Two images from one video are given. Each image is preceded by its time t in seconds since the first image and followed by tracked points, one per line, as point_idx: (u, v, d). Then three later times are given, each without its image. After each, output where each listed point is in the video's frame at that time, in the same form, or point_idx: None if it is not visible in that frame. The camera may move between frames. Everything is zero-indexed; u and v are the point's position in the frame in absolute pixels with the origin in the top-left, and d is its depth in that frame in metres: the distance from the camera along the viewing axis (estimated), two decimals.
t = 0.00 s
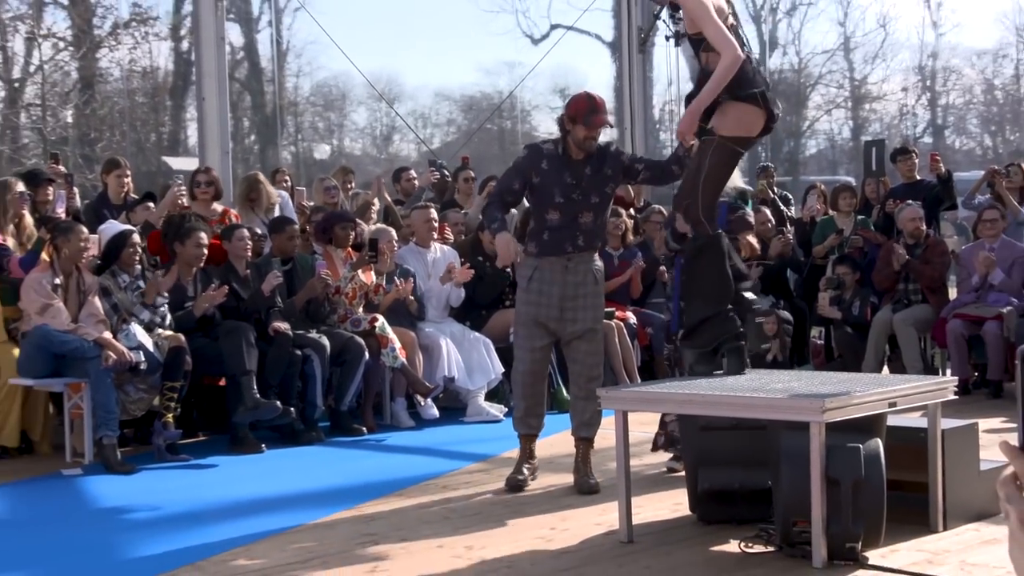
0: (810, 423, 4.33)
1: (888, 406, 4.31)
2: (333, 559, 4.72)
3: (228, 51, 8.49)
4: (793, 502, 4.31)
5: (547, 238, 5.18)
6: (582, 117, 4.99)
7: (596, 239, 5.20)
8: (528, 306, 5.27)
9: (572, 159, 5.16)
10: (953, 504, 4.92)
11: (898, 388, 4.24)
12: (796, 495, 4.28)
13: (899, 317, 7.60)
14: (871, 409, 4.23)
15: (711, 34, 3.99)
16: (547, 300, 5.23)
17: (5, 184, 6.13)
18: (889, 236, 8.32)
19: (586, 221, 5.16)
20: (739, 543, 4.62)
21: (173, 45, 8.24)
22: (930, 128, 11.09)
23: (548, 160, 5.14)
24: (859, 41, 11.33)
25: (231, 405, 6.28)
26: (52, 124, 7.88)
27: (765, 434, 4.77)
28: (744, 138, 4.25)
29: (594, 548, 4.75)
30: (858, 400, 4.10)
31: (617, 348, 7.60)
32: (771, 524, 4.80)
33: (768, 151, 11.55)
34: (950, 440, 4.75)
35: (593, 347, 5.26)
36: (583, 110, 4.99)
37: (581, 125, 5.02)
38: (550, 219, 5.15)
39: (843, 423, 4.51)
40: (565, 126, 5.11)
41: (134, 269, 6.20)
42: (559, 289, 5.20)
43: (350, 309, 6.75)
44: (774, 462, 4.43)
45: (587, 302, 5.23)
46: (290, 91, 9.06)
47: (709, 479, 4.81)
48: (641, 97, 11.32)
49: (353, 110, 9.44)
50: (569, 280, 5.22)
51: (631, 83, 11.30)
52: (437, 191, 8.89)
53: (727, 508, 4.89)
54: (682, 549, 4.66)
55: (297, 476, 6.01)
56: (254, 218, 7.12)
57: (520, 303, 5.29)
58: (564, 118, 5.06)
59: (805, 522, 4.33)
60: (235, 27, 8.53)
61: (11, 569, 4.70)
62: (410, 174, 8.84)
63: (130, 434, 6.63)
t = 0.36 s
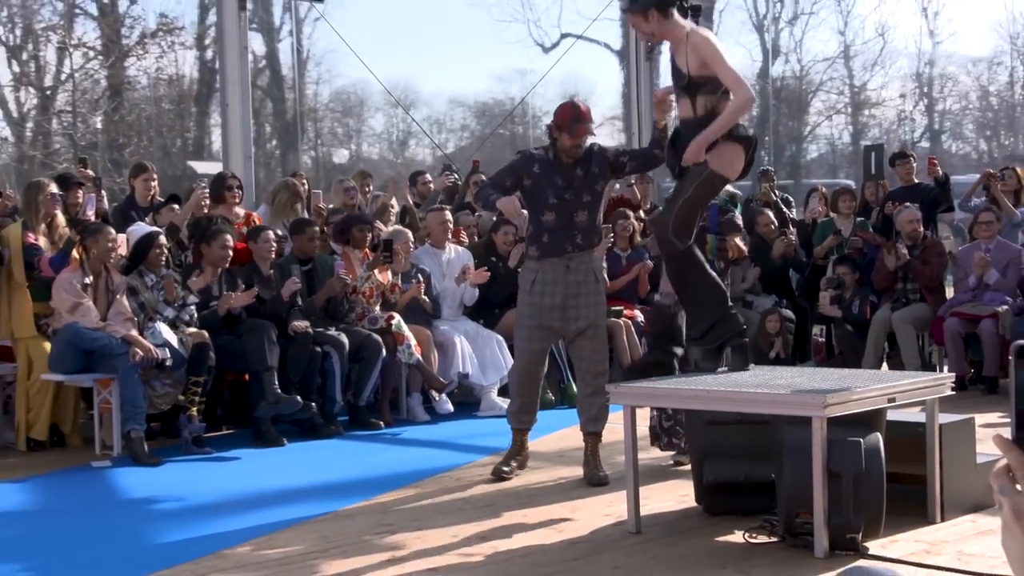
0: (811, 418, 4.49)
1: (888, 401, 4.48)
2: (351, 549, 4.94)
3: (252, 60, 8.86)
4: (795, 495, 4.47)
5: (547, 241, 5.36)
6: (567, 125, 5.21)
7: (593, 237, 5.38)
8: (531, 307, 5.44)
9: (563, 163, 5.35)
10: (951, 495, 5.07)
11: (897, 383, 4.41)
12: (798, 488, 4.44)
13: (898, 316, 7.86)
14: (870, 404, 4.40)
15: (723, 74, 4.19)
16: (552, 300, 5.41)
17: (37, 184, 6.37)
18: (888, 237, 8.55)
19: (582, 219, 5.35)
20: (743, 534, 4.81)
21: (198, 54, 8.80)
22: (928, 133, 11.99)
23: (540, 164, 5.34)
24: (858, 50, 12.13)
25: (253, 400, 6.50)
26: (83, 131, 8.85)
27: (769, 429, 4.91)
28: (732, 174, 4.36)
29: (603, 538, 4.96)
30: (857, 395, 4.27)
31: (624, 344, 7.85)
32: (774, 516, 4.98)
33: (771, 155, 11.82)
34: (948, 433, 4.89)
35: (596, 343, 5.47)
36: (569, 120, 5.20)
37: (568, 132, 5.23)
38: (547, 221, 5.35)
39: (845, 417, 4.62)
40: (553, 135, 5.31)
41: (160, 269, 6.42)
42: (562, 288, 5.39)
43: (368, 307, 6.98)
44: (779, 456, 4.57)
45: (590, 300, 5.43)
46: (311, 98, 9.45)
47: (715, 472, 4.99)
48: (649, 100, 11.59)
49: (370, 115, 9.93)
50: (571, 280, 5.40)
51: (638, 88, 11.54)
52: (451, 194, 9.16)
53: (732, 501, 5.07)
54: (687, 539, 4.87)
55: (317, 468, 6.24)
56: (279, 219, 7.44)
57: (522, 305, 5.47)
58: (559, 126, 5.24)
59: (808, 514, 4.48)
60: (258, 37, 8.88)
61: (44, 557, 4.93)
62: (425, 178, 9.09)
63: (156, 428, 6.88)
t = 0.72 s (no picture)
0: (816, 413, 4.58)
1: (891, 398, 4.57)
2: (369, 541, 5.12)
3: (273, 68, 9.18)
4: (801, 489, 4.53)
5: (510, 244, 5.58)
6: (530, 141, 5.46)
7: (553, 242, 5.55)
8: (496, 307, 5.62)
9: (525, 172, 5.58)
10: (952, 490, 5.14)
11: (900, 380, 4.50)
12: (805, 483, 4.50)
13: (901, 315, 8.06)
14: (876, 400, 4.49)
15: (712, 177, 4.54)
16: (516, 303, 5.57)
17: (67, 182, 6.57)
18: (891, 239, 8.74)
19: (541, 225, 5.52)
20: (751, 527, 4.93)
21: (221, 61, 9.23)
22: (929, 137, 12.23)
23: (504, 172, 5.61)
24: (862, 56, 12.54)
25: (275, 396, 6.70)
26: (110, 136, 9.30)
27: (776, 425, 5.01)
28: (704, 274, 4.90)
29: (613, 530, 5.12)
30: (861, 392, 4.37)
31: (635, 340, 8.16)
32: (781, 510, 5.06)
33: (776, 159, 12.49)
34: (949, 429, 4.97)
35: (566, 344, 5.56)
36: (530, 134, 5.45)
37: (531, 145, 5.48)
38: (509, 224, 5.56)
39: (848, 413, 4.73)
40: (516, 149, 5.56)
41: (185, 269, 6.62)
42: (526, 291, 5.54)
43: (385, 307, 7.20)
44: (786, 452, 4.65)
45: (554, 303, 5.53)
46: (330, 103, 9.78)
47: (722, 466, 5.08)
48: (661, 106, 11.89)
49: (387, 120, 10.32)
50: (535, 284, 5.55)
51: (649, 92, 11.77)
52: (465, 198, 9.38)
53: (738, 494, 5.17)
54: (696, 530, 5.01)
55: (337, 462, 6.45)
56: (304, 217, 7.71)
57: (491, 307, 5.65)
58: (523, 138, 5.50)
59: (813, 508, 4.53)
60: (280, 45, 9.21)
61: (75, 547, 5.12)
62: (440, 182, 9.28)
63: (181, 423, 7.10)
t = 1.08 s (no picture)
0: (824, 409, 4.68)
1: (897, 394, 4.66)
2: (387, 534, 5.26)
3: (292, 72, 9.74)
4: (809, 485, 4.64)
5: (493, 244, 5.75)
6: (500, 141, 5.61)
7: (530, 241, 5.67)
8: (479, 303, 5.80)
9: (500, 175, 5.74)
10: (957, 484, 5.22)
11: (907, 376, 4.60)
12: (812, 478, 4.62)
13: (906, 314, 8.21)
14: (882, 397, 4.59)
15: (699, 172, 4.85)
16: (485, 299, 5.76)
17: (92, 186, 6.73)
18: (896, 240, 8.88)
19: (518, 226, 5.67)
20: (759, 520, 5.04)
21: (243, 66, 9.63)
22: (933, 139, 12.25)
23: (480, 180, 5.77)
24: (867, 60, 12.63)
25: (294, 392, 6.88)
26: (135, 139, 9.20)
27: (784, 422, 5.08)
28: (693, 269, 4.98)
29: (625, 523, 5.24)
30: (868, 388, 4.49)
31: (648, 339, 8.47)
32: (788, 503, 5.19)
33: (783, 161, 12.87)
34: (954, 424, 5.04)
35: (524, 337, 5.67)
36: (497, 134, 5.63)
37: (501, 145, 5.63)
38: (492, 227, 5.73)
39: (856, 409, 4.79)
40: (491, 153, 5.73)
41: (208, 269, 6.82)
42: (500, 288, 5.71)
43: (401, 305, 7.40)
44: (793, 446, 4.75)
45: (519, 300, 5.68)
46: (348, 107, 10.24)
47: (731, 461, 5.23)
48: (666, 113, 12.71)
49: (403, 123, 10.62)
50: (511, 280, 5.70)
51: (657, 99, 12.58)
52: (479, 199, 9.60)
53: (746, 487, 5.33)
54: (706, 523, 5.13)
55: (355, 456, 6.61)
56: (323, 217, 7.93)
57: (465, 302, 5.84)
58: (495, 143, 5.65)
59: (821, 501, 4.65)
60: (299, 50, 9.79)
61: (103, 538, 5.26)
62: (455, 183, 9.47)
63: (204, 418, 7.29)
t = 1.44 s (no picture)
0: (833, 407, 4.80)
1: (905, 392, 4.78)
2: (406, 528, 5.37)
3: (314, 78, 9.92)
4: (819, 481, 4.76)
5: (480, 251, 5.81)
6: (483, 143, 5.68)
7: (516, 250, 5.71)
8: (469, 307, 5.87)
9: (485, 182, 5.78)
10: (965, 481, 5.30)
11: (914, 375, 4.71)
12: (822, 473, 4.74)
13: (914, 314, 8.39)
14: (891, 395, 4.70)
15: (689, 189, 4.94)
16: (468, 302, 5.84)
17: (120, 189, 6.94)
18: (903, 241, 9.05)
19: (502, 237, 5.73)
20: (770, 515, 5.14)
21: (265, 72, 9.86)
22: (940, 142, 12.54)
23: (468, 188, 5.82)
24: (876, 65, 12.90)
25: (315, 390, 7.05)
26: (160, 142, 9.48)
27: (794, 418, 5.27)
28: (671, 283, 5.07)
29: (638, 517, 5.33)
30: (876, 386, 4.61)
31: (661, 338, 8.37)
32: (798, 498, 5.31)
33: (792, 164, 12.89)
34: (962, 422, 5.14)
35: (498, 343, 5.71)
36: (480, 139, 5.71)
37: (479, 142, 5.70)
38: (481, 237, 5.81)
39: (865, 407, 4.91)
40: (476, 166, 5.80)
41: (231, 269, 6.97)
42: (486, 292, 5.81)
43: (420, 304, 7.60)
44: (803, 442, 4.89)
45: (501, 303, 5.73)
46: (367, 111, 10.45)
47: (742, 457, 5.37)
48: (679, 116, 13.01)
49: (421, 127, 10.83)
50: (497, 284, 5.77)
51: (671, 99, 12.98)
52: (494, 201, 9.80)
53: (758, 485, 5.43)
54: (718, 518, 5.23)
55: (373, 453, 6.75)
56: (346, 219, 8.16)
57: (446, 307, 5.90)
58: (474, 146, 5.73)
59: (830, 497, 4.76)
60: (320, 55, 9.98)
61: (130, 531, 5.37)
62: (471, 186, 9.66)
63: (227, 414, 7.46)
